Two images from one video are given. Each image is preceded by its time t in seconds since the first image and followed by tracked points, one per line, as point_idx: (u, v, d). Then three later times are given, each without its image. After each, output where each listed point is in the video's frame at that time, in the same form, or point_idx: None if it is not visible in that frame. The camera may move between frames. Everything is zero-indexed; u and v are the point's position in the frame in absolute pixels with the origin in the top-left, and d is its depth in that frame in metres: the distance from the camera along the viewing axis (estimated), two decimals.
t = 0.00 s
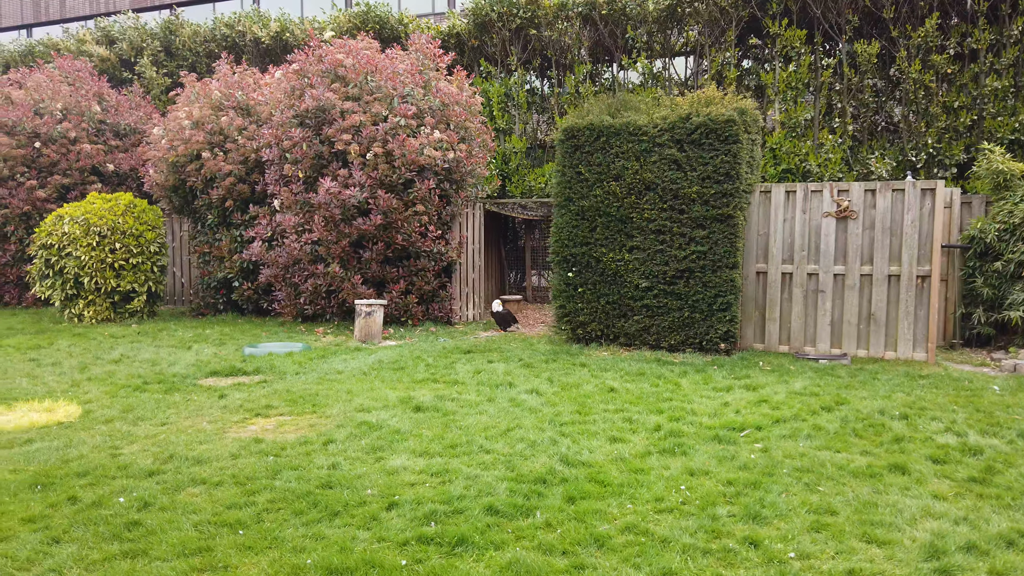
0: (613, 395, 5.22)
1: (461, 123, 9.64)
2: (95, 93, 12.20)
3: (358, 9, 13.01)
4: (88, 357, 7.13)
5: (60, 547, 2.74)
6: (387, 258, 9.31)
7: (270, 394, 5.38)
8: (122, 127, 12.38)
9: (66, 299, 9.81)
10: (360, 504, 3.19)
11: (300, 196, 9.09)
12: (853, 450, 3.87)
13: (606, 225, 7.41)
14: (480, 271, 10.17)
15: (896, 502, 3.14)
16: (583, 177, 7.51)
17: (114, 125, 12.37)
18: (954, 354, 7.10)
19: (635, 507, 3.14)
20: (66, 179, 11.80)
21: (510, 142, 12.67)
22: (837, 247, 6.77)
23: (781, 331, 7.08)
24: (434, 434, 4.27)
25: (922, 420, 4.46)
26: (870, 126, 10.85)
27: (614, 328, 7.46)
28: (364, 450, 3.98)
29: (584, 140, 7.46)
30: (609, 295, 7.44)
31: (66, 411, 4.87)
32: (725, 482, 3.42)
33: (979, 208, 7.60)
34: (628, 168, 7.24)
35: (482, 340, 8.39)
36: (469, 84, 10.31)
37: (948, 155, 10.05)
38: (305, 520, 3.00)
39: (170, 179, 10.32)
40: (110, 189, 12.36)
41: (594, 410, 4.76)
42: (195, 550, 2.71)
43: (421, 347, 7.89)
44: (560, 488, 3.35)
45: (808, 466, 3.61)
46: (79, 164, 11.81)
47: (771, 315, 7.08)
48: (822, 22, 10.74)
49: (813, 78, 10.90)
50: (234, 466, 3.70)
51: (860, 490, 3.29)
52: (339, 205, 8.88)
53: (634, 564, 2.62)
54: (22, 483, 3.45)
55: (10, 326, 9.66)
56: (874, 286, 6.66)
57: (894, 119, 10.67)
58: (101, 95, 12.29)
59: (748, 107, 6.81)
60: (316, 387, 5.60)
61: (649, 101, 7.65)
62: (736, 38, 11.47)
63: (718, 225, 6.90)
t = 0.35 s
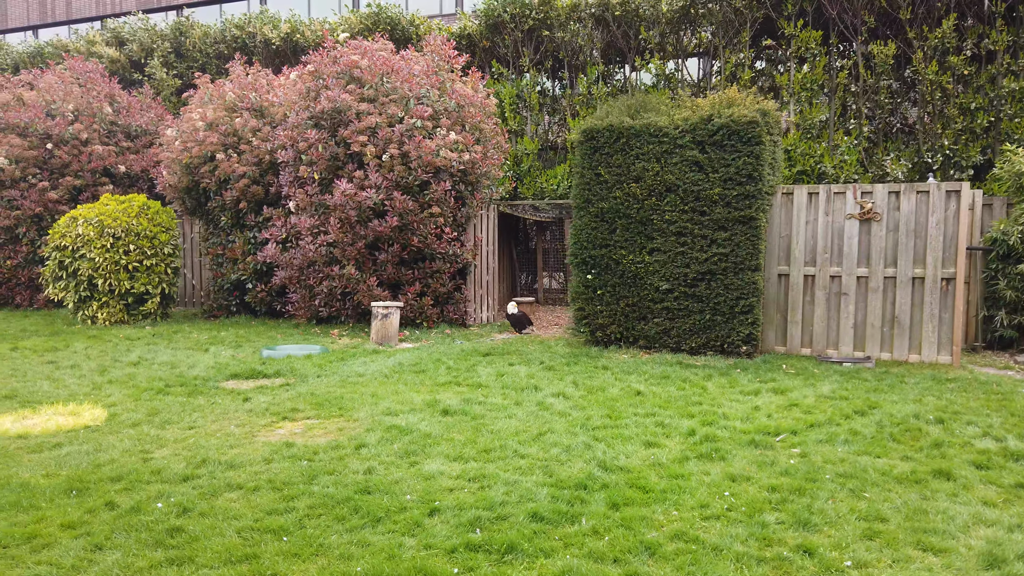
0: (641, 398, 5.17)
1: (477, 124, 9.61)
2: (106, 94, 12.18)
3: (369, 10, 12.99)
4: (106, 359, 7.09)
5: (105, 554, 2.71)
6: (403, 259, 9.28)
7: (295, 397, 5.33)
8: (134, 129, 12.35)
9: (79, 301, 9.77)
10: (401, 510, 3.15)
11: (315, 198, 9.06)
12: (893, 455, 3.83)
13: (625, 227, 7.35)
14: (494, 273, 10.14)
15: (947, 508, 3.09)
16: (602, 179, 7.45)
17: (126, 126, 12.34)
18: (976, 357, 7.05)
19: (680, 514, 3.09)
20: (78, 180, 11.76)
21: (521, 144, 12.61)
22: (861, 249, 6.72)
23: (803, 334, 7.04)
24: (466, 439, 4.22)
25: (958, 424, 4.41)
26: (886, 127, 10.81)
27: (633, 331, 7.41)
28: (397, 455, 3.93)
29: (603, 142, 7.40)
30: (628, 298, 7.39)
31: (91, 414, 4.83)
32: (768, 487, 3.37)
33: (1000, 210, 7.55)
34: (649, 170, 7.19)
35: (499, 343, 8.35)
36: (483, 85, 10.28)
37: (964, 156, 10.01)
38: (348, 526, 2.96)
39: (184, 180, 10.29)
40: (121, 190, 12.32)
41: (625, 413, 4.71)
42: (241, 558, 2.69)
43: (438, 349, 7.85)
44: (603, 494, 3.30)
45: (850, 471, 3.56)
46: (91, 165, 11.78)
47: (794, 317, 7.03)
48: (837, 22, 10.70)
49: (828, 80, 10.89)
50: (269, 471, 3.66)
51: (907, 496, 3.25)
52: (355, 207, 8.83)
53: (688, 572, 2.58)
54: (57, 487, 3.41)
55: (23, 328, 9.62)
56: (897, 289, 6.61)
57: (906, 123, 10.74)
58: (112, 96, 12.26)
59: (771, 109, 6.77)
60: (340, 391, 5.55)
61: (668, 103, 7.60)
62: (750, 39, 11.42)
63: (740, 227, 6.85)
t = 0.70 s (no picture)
0: (667, 400, 5.08)
1: (490, 122, 9.54)
2: (115, 93, 12.10)
3: (379, 9, 12.92)
4: (121, 360, 7.02)
5: (139, 562, 2.64)
6: (417, 260, 9.19)
7: (316, 399, 5.26)
8: (143, 127, 12.28)
9: (90, 300, 9.70)
10: (437, 515, 3.07)
11: (328, 197, 8.98)
12: (933, 459, 3.75)
13: (644, 226, 7.26)
14: (506, 274, 10.06)
15: (999, 515, 3.01)
16: (621, 178, 7.36)
17: (135, 125, 12.27)
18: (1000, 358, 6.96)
19: (725, 520, 3.01)
20: (87, 179, 11.68)
21: (532, 142, 12.50)
22: (884, 248, 6.63)
23: (825, 334, 6.96)
24: (495, 442, 4.14)
25: (995, 427, 4.33)
26: (901, 126, 10.72)
27: (652, 331, 7.33)
28: (427, 458, 3.86)
29: (621, 140, 7.31)
30: (647, 298, 7.30)
31: (111, 416, 4.75)
32: (811, 493, 3.29)
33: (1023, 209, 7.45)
34: (668, 168, 7.10)
35: (515, 343, 8.28)
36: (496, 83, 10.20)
37: (982, 155, 9.99)
38: (386, 532, 2.89)
39: (195, 179, 10.22)
40: (130, 190, 12.25)
41: (654, 416, 4.63)
42: (281, 565, 2.63)
43: (454, 350, 7.77)
44: (643, 499, 3.22)
45: (893, 476, 3.48)
46: (100, 164, 11.70)
47: (816, 317, 6.95)
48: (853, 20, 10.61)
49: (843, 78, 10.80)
50: (297, 475, 3.59)
51: (955, 502, 3.16)
52: (369, 206, 8.76)
53: None
54: (84, 491, 3.33)
55: (34, 327, 9.55)
56: (922, 289, 6.52)
57: (923, 121, 10.60)
58: (121, 95, 12.19)
59: (793, 107, 6.69)
60: (361, 392, 5.48)
61: (687, 100, 7.52)
62: (765, 36, 11.32)
63: (761, 226, 6.77)
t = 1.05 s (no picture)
0: (691, 404, 5.00)
1: (502, 122, 9.46)
2: (122, 93, 12.03)
3: (386, 7, 12.86)
4: (132, 362, 6.94)
5: None
6: (428, 260, 9.13)
7: (334, 403, 5.18)
8: (150, 127, 12.21)
9: (98, 301, 9.63)
10: (471, 526, 2.99)
11: (339, 197, 8.91)
12: (973, 466, 3.67)
13: (661, 226, 7.17)
14: (517, 275, 9.99)
15: None
16: (637, 178, 7.27)
17: (142, 125, 12.20)
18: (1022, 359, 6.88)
19: (767, 531, 2.93)
20: (94, 179, 11.61)
21: (541, 142, 12.37)
22: (906, 249, 6.55)
23: (845, 336, 6.88)
24: (520, 447, 4.06)
25: None
26: (915, 124, 10.65)
27: (669, 332, 7.25)
28: (453, 465, 3.78)
29: (638, 139, 7.22)
30: (664, 299, 7.22)
31: (128, 420, 4.68)
32: (852, 501, 3.22)
33: None
34: (685, 168, 7.02)
35: (529, 344, 8.20)
36: (507, 81, 10.13)
37: (997, 154, 9.92)
38: (420, 543, 2.82)
39: (204, 179, 10.15)
40: (137, 190, 12.17)
41: (680, 420, 4.55)
42: None
43: (468, 351, 7.70)
44: (680, 508, 3.14)
45: (934, 484, 3.40)
46: (107, 164, 11.62)
47: (836, 319, 6.87)
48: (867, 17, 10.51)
49: (857, 76, 10.72)
50: (323, 483, 3.51)
51: (1002, 511, 3.09)
52: (380, 206, 8.68)
53: None
54: (106, 500, 3.26)
55: (43, 329, 9.49)
56: (944, 290, 6.44)
57: (936, 119, 10.50)
58: (128, 95, 12.12)
59: (813, 105, 6.61)
60: (379, 395, 5.40)
61: (704, 99, 7.44)
62: (777, 34, 11.23)
63: (781, 226, 6.68)
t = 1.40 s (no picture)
0: (713, 408, 4.96)
1: (512, 124, 9.44)
2: (129, 95, 12.00)
3: (393, 9, 12.84)
4: (144, 366, 6.90)
5: None
6: (439, 263, 9.09)
7: (352, 407, 5.14)
8: (157, 129, 12.19)
9: (106, 305, 9.60)
10: (505, 532, 2.96)
11: (349, 200, 8.88)
12: (1005, 471, 3.63)
13: (675, 229, 7.13)
14: (527, 277, 9.98)
15: None
16: (651, 180, 7.23)
17: (149, 127, 12.18)
18: None
19: (805, 537, 2.89)
20: (101, 182, 11.56)
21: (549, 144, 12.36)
22: (923, 252, 6.52)
23: (862, 339, 6.85)
24: (546, 452, 4.02)
25: None
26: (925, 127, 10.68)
27: (683, 336, 7.21)
28: (480, 470, 3.74)
29: (652, 142, 7.19)
30: (678, 302, 7.18)
31: (146, 425, 4.64)
32: (889, 506, 3.18)
33: None
34: (700, 170, 6.98)
35: (541, 347, 8.16)
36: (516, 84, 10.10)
37: (1009, 156, 9.84)
38: (456, 550, 2.78)
39: (212, 182, 10.12)
40: (144, 192, 12.14)
41: (704, 425, 4.51)
42: None
43: (480, 354, 7.67)
44: (715, 514, 3.11)
45: (969, 489, 3.37)
46: (114, 166, 11.58)
47: (852, 322, 6.84)
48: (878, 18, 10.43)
49: (866, 79, 10.70)
50: (350, 488, 3.47)
51: None
52: (391, 209, 8.64)
53: None
54: (133, 506, 3.22)
55: (51, 332, 9.44)
56: (962, 293, 6.40)
57: (946, 121, 10.52)
58: (135, 97, 12.09)
59: (829, 107, 6.59)
60: (396, 399, 5.35)
61: (717, 101, 7.41)
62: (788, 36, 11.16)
63: (797, 229, 6.65)
